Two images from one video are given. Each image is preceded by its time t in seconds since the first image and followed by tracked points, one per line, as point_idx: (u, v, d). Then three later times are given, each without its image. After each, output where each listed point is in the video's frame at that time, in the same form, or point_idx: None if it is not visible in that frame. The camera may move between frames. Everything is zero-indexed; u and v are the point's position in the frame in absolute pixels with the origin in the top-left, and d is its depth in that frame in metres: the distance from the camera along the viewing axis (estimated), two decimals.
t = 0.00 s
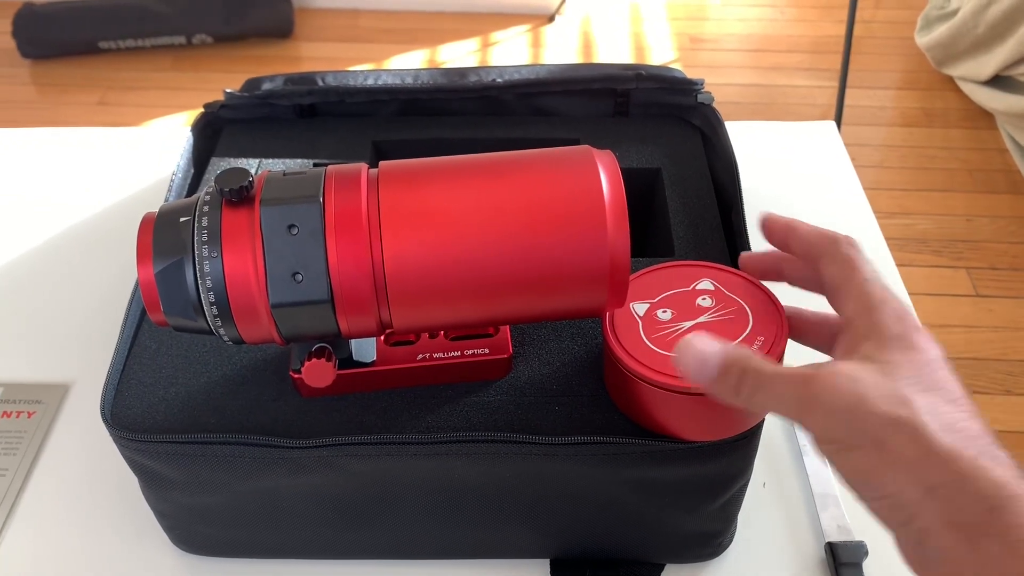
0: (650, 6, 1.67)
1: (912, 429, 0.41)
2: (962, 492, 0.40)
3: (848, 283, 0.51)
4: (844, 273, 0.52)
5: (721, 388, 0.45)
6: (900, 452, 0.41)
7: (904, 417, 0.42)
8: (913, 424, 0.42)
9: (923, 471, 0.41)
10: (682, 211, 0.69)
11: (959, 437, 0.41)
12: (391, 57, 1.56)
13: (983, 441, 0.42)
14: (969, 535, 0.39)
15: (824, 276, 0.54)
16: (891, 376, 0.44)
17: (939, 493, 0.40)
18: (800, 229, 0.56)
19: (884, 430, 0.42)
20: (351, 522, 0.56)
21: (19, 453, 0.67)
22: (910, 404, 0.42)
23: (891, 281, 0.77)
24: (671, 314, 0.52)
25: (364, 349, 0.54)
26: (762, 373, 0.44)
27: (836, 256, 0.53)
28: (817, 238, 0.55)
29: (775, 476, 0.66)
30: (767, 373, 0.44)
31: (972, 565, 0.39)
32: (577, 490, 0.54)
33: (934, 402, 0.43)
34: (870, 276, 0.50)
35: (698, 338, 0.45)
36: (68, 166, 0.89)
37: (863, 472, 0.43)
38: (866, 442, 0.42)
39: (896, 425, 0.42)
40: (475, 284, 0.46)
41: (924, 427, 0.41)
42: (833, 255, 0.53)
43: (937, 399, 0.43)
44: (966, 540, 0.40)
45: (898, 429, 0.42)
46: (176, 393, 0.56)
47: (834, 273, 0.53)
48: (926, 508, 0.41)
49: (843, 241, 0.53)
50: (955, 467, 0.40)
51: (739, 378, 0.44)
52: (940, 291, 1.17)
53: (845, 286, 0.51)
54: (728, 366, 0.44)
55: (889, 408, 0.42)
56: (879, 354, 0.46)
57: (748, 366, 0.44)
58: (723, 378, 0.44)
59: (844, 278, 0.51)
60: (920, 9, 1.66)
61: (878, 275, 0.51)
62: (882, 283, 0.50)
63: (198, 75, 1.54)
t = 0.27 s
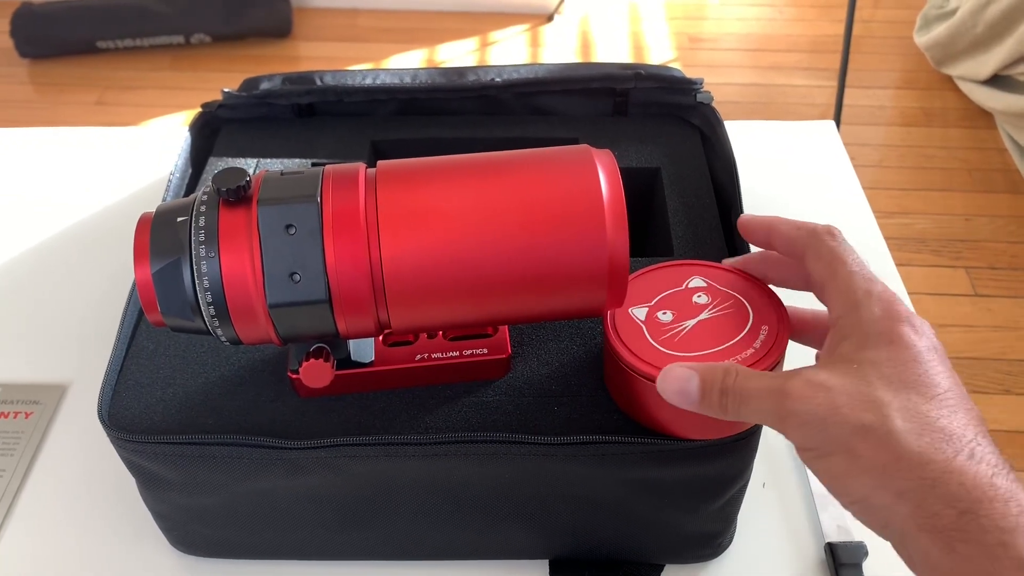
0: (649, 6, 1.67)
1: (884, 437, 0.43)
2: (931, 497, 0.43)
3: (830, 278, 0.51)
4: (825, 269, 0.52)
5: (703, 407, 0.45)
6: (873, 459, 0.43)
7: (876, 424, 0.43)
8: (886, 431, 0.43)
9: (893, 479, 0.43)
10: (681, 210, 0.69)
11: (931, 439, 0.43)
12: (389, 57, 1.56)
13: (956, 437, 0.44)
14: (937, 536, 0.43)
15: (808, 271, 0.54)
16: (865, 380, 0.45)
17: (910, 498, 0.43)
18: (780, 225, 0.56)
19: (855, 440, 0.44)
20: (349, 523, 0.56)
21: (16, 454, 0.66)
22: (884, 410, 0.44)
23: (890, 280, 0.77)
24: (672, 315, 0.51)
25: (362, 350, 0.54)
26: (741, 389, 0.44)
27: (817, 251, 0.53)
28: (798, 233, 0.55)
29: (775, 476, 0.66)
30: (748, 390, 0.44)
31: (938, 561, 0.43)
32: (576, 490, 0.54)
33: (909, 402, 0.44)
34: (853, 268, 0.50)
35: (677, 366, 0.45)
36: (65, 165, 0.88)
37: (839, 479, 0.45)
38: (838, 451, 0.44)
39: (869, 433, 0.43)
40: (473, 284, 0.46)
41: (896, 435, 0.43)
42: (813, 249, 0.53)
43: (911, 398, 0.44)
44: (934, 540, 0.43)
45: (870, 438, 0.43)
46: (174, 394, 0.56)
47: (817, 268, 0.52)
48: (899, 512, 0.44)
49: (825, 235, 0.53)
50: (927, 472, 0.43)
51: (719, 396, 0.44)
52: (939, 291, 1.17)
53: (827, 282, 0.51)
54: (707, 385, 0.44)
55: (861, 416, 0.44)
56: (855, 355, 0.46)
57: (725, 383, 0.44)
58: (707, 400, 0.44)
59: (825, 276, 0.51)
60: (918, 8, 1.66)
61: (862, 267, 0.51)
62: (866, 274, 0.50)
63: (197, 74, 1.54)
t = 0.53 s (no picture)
0: (647, 6, 1.67)
1: (912, 431, 0.43)
2: (963, 490, 0.42)
3: (837, 280, 0.51)
4: (830, 272, 0.52)
5: (740, 403, 0.45)
6: (901, 455, 0.43)
7: (901, 420, 0.43)
8: (912, 425, 0.43)
9: (923, 474, 0.43)
10: (680, 211, 0.69)
11: (960, 432, 0.43)
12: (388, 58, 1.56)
13: (983, 430, 0.44)
14: (971, 530, 0.42)
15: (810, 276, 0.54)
16: (887, 376, 0.45)
17: (941, 492, 0.43)
18: (777, 230, 0.56)
19: (881, 435, 0.43)
20: (349, 524, 0.56)
21: (17, 455, 0.67)
22: (908, 405, 0.44)
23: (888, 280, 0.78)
24: (672, 321, 0.51)
25: (363, 351, 0.54)
26: (778, 388, 0.44)
27: (818, 255, 0.53)
28: (795, 239, 0.55)
29: (774, 476, 0.66)
30: (784, 389, 0.44)
31: (973, 556, 0.42)
32: (576, 490, 0.54)
33: (933, 396, 0.44)
34: (858, 270, 0.51)
35: (718, 360, 0.45)
36: (65, 166, 0.88)
37: (865, 477, 0.45)
38: (863, 448, 0.44)
39: (895, 428, 0.43)
40: (473, 284, 0.46)
41: (923, 428, 0.43)
42: (814, 254, 0.54)
43: (934, 392, 0.44)
44: (968, 533, 0.42)
45: (897, 433, 0.43)
46: (174, 396, 0.56)
47: (821, 272, 0.53)
48: (930, 508, 0.43)
49: (822, 239, 0.54)
50: (958, 465, 0.42)
51: (758, 393, 0.44)
52: (938, 290, 1.17)
53: (833, 285, 0.52)
54: (747, 382, 0.44)
55: (886, 412, 0.43)
56: (874, 353, 0.46)
57: (764, 381, 0.44)
58: (745, 396, 0.45)
59: (831, 279, 0.52)
60: (916, 8, 1.67)
61: (866, 268, 0.51)
62: (871, 276, 0.51)
63: (195, 75, 1.54)
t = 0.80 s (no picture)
0: (645, 8, 1.67)
1: (946, 419, 0.42)
2: (989, 482, 0.42)
3: (868, 281, 0.51)
4: (859, 274, 0.52)
5: (791, 376, 0.46)
6: (932, 439, 0.42)
7: (934, 407, 0.43)
8: (945, 413, 0.42)
9: (953, 461, 0.42)
10: (676, 215, 0.69)
11: (991, 427, 0.42)
12: (386, 60, 1.56)
13: (1013, 428, 0.43)
14: (994, 522, 0.41)
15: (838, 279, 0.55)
16: (925, 364, 0.44)
17: (968, 482, 0.42)
18: (809, 237, 0.57)
19: (914, 418, 0.43)
20: (348, 529, 0.56)
21: (15, 459, 0.67)
22: (943, 394, 0.43)
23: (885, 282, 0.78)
24: (678, 334, 0.50)
25: (359, 357, 0.54)
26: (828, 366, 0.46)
27: (848, 257, 0.54)
28: (828, 243, 0.56)
29: (772, 480, 0.66)
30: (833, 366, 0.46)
31: (995, 549, 0.41)
32: (574, 495, 0.54)
33: (967, 389, 0.43)
34: (890, 273, 0.51)
35: (776, 333, 0.47)
36: (63, 170, 0.89)
37: (893, 459, 0.44)
38: (894, 426, 0.43)
39: (927, 413, 0.43)
40: (472, 289, 0.46)
41: (955, 417, 0.42)
42: (846, 256, 0.54)
43: (969, 385, 0.43)
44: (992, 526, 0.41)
45: (929, 419, 0.42)
46: (172, 402, 0.56)
47: (849, 274, 0.53)
48: (953, 498, 0.43)
49: (853, 245, 0.55)
50: (987, 457, 0.42)
51: (810, 367, 0.46)
52: (936, 291, 1.17)
53: (863, 285, 0.51)
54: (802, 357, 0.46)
55: (919, 397, 0.43)
56: (913, 342, 0.46)
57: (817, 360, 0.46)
58: (796, 368, 0.46)
59: (860, 279, 0.52)
60: (914, 9, 1.67)
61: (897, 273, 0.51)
62: (902, 279, 0.50)
63: (193, 78, 1.54)
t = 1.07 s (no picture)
0: (644, 7, 1.67)
1: (880, 446, 0.43)
2: (924, 505, 0.43)
3: (825, 284, 0.50)
4: (822, 275, 0.51)
5: (696, 410, 0.45)
6: (867, 467, 0.43)
7: (871, 433, 0.43)
8: (880, 439, 0.43)
9: (889, 487, 0.43)
10: (676, 214, 0.69)
11: (925, 447, 0.43)
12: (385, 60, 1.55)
13: (947, 445, 0.44)
14: (927, 543, 0.43)
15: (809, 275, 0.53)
16: (859, 388, 0.44)
17: (903, 505, 0.43)
18: (787, 229, 0.56)
19: (848, 447, 0.43)
20: (346, 529, 0.56)
21: (13, 460, 0.66)
22: (879, 419, 0.43)
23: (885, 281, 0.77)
24: (682, 337, 0.50)
25: (358, 357, 0.54)
26: (735, 393, 0.44)
27: (818, 257, 0.52)
28: (802, 238, 0.54)
29: (772, 480, 0.66)
30: (742, 394, 0.44)
31: (929, 567, 0.43)
32: (573, 495, 0.54)
33: (901, 412, 0.44)
34: (848, 277, 0.50)
35: (671, 366, 0.45)
36: (61, 170, 0.88)
37: (830, 486, 0.45)
38: (830, 458, 0.44)
39: (862, 442, 0.43)
40: (470, 289, 0.46)
41: (890, 442, 0.43)
42: (817, 254, 0.53)
43: (903, 407, 0.44)
44: (927, 547, 0.43)
45: (864, 447, 0.43)
46: (169, 402, 0.56)
47: (817, 273, 0.52)
48: (891, 519, 0.44)
49: (828, 240, 0.53)
50: (920, 480, 0.43)
51: (714, 399, 0.44)
52: (936, 291, 1.17)
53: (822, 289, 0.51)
54: (701, 390, 0.44)
55: (856, 425, 0.43)
56: (848, 363, 0.46)
57: (719, 386, 0.44)
58: (700, 402, 0.45)
59: (821, 282, 0.51)
60: (913, 8, 1.66)
61: (860, 273, 0.50)
62: (860, 281, 0.50)
63: (192, 78, 1.54)
